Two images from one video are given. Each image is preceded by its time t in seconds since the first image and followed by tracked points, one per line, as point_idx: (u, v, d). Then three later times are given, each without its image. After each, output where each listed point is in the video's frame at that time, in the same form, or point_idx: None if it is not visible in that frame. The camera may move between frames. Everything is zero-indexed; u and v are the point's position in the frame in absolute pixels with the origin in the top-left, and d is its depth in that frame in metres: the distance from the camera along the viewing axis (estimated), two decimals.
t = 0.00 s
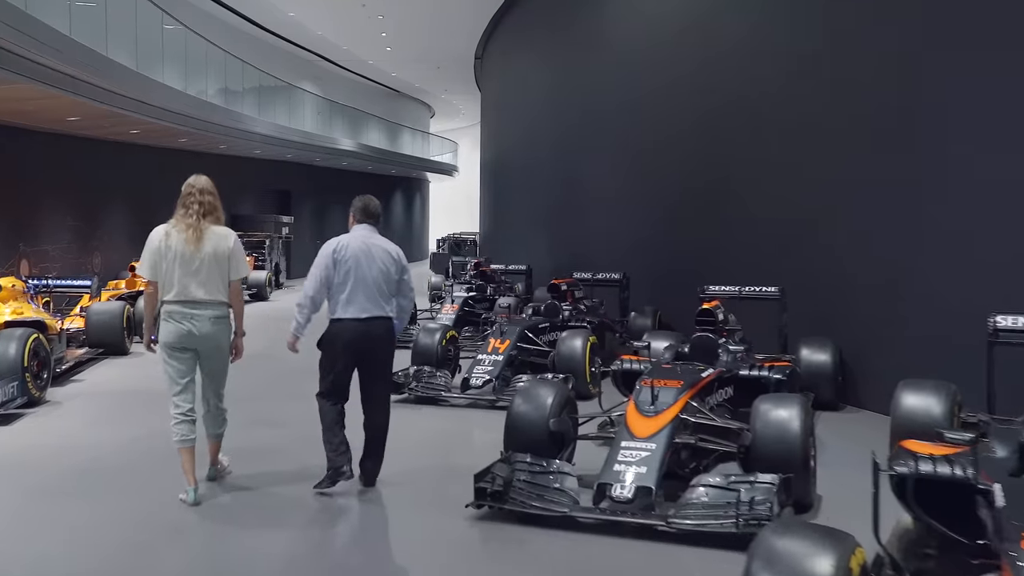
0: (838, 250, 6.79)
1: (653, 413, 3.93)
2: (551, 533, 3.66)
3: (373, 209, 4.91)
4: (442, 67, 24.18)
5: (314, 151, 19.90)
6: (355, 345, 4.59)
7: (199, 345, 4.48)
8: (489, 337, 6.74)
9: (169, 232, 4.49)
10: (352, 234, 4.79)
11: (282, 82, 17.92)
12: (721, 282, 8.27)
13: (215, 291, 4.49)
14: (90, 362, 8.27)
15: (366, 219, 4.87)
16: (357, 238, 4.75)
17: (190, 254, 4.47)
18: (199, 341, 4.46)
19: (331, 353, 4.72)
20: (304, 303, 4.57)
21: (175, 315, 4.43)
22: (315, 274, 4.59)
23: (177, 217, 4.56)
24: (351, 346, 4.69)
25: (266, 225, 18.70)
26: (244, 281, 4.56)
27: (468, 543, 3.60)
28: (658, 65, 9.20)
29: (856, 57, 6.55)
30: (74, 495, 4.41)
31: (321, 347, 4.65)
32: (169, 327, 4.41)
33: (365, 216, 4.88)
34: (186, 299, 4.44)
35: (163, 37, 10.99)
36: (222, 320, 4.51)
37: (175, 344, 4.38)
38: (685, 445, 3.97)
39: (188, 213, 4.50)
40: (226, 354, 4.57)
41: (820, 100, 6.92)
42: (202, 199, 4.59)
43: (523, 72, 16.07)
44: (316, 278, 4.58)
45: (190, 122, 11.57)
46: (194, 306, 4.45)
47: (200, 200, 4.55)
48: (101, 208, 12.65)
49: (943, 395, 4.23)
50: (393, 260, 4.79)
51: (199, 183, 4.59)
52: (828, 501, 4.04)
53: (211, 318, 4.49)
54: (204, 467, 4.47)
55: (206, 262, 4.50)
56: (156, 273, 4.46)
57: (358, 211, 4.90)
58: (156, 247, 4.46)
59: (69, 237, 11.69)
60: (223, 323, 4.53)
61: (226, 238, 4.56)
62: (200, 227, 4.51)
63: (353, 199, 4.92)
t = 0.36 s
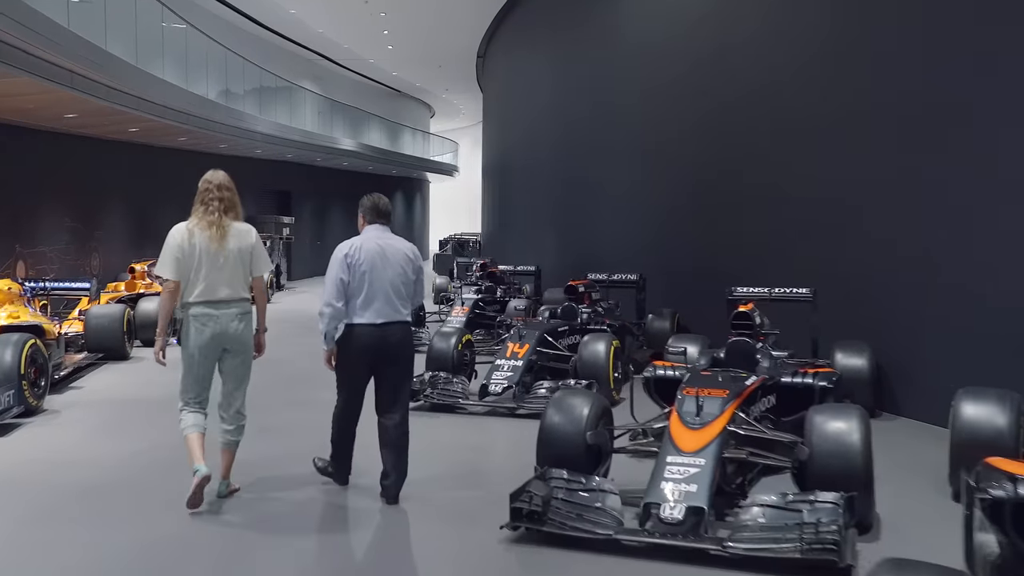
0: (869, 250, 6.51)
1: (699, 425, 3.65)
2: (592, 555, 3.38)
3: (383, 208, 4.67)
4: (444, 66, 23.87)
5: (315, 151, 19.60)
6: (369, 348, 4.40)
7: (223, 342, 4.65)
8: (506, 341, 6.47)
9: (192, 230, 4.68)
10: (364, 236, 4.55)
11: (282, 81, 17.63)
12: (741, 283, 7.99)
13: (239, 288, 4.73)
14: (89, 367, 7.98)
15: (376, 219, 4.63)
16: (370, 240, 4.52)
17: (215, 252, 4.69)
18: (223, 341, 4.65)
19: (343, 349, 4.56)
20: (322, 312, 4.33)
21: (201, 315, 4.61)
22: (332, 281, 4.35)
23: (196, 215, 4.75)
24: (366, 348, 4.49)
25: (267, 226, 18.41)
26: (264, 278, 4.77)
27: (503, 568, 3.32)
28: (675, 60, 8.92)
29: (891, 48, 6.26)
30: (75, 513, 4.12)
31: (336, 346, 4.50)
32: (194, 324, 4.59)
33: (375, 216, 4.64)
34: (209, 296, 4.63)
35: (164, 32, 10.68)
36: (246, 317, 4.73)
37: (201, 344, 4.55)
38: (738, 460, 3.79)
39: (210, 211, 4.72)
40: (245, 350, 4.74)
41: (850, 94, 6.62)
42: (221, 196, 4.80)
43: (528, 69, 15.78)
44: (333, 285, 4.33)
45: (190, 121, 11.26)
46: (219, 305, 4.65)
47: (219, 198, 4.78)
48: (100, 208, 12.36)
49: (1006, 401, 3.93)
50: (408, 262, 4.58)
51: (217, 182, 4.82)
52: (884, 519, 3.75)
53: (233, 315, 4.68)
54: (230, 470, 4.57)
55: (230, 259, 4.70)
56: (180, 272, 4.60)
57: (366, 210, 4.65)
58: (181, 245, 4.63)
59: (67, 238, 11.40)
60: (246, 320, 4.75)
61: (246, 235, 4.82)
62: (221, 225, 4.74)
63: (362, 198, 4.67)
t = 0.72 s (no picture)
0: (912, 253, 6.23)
1: (762, 444, 3.38)
2: None
3: (387, 208, 4.48)
4: (450, 66, 23.62)
5: (321, 151, 19.33)
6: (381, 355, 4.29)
7: (241, 350, 4.42)
8: (531, 348, 6.21)
9: (207, 234, 4.45)
10: (363, 240, 4.43)
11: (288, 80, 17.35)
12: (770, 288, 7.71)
13: (257, 294, 4.47)
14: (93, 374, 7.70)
15: (379, 220, 4.47)
16: (368, 243, 4.39)
17: (232, 256, 4.44)
18: (241, 347, 4.41)
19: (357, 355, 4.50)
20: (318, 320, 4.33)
21: (216, 320, 4.38)
22: (325, 290, 4.30)
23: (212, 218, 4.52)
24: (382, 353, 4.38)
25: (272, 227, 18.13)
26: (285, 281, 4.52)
27: None
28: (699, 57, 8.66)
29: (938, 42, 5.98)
30: (83, 535, 3.83)
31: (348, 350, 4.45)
32: (209, 332, 4.37)
33: (377, 216, 4.47)
34: (227, 303, 4.39)
35: (172, 28, 10.42)
36: (264, 323, 4.47)
37: (215, 349, 4.34)
38: (803, 482, 3.46)
39: (225, 214, 4.48)
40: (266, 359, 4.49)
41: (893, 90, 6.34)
42: (237, 199, 4.56)
43: (538, 69, 15.53)
44: (325, 294, 4.29)
45: (197, 119, 10.99)
46: (235, 310, 4.41)
47: (235, 201, 4.53)
48: (103, 209, 12.07)
49: None
50: (411, 263, 4.39)
51: (235, 184, 4.57)
52: (961, 547, 3.47)
53: (253, 321, 4.44)
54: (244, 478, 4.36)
55: (248, 262, 4.46)
56: (197, 277, 4.40)
57: (369, 210, 4.50)
58: (196, 250, 4.39)
59: (70, 240, 11.12)
60: (266, 326, 4.49)
61: (265, 238, 4.56)
62: (238, 228, 4.49)
63: (365, 199, 4.51)
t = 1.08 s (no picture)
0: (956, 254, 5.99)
1: (838, 463, 3.13)
2: None
3: (415, 207, 4.24)
4: (459, 65, 23.40)
5: (330, 151, 19.11)
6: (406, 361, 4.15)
7: (254, 352, 4.19)
8: (563, 354, 5.99)
9: (224, 233, 4.25)
10: (389, 241, 4.20)
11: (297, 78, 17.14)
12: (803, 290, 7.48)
13: (270, 295, 4.21)
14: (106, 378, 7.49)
15: (406, 219, 4.23)
16: (393, 244, 4.16)
17: (246, 256, 4.22)
18: (253, 350, 4.18)
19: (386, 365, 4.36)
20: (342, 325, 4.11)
21: (227, 322, 4.18)
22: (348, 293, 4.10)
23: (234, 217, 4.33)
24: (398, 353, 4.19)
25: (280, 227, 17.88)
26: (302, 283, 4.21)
27: None
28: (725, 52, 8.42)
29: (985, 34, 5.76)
30: (103, 552, 3.60)
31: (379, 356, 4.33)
32: (221, 334, 4.18)
33: (404, 216, 4.22)
34: (239, 303, 4.18)
35: (184, 23, 10.19)
36: (278, 325, 4.21)
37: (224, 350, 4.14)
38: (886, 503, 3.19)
39: (241, 213, 4.26)
40: (282, 362, 4.24)
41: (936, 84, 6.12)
42: (260, 197, 4.33)
43: (552, 67, 15.31)
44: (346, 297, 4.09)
45: (208, 117, 10.78)
46: (247, 311, 4.18)
47: (255, 199, 4.30)
48: (112, 208, 11.85)
49: None
50: (438, 264, 4.14)
51: (256, 182, 4.34)
52: None
53: (267, 323, 4.20)
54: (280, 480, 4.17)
55: (264, 262, 4.23)
56: (213, 277, 4.24)
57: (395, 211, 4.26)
58: (211, 248, 4.24)
59: (79, 240, 10.90)
60: (282, 328, 4.23)
61: (284, 237, 4.29)
62: (256, 227, 4.26)
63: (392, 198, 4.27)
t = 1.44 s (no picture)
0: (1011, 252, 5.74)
1: (928, 481, 2.88)
2: None
3: (475, 209, 4.04)
4: (471, 64, 23.16)
5: (342, 151, 18.89)
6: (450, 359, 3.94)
7: (283, 355, 3.94)
8: (600, 358, 5.74)
9: (248, 229, 4.00)
10: (445, 241, 3.96)
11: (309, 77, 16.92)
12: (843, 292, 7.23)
13: (296, 295, 3.95)
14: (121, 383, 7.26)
15: (465, 219, 4.01)
16: (452, 243, 3.92)
17: (271, 253, 3.96)
18: (282, 351, 3.93)
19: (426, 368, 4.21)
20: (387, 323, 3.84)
21: (253, 323, 3.92)
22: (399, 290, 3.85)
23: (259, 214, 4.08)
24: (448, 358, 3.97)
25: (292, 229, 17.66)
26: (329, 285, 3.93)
27: None
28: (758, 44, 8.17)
29: None
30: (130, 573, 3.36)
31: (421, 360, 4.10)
32: (248, 336, 3.93)
33: (463, 216, 4.01)
34: (263, 304, 3.93)
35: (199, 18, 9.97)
36: (307, 326, 3.96)
37: (251, 352, 3.89)
38: (985, 524, 2.95)
39: (268, 209, 4.01)
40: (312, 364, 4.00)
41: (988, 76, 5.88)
42: (287, 193, 4.07)
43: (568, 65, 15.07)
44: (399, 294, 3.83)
45: (223, 115, 10.56)
46: (275, 311, 3.93)
47: (282, 195, 4.06)
48: (124, 208, 11.63)
49: None
50: (495, 268, 3.95)
51: (283, 177, 4.10)
52: None
53: (296, 325, 3.94)
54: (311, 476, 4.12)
55: (288, 261, 3.96)
56: (235, 275, 4.00)
57: (452, 210, 4.04)
58: (234, 244, 3.99)
59: (92, 241, 10.68)
60: (310, 330, 3.98)
61: (311, 234, 4.03)
62: (282, 223, 4.01)
63: (449, 198, 4.06)
